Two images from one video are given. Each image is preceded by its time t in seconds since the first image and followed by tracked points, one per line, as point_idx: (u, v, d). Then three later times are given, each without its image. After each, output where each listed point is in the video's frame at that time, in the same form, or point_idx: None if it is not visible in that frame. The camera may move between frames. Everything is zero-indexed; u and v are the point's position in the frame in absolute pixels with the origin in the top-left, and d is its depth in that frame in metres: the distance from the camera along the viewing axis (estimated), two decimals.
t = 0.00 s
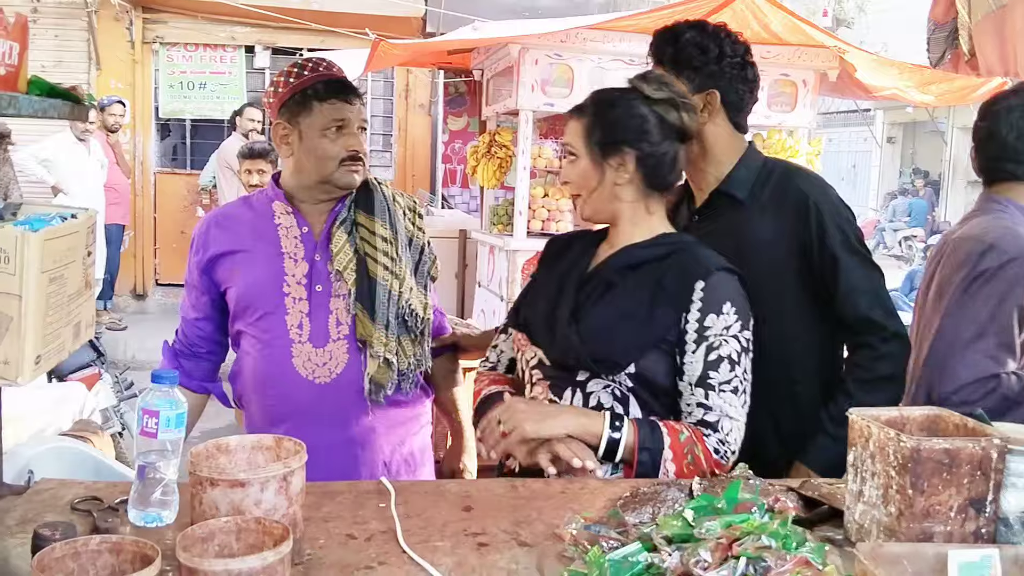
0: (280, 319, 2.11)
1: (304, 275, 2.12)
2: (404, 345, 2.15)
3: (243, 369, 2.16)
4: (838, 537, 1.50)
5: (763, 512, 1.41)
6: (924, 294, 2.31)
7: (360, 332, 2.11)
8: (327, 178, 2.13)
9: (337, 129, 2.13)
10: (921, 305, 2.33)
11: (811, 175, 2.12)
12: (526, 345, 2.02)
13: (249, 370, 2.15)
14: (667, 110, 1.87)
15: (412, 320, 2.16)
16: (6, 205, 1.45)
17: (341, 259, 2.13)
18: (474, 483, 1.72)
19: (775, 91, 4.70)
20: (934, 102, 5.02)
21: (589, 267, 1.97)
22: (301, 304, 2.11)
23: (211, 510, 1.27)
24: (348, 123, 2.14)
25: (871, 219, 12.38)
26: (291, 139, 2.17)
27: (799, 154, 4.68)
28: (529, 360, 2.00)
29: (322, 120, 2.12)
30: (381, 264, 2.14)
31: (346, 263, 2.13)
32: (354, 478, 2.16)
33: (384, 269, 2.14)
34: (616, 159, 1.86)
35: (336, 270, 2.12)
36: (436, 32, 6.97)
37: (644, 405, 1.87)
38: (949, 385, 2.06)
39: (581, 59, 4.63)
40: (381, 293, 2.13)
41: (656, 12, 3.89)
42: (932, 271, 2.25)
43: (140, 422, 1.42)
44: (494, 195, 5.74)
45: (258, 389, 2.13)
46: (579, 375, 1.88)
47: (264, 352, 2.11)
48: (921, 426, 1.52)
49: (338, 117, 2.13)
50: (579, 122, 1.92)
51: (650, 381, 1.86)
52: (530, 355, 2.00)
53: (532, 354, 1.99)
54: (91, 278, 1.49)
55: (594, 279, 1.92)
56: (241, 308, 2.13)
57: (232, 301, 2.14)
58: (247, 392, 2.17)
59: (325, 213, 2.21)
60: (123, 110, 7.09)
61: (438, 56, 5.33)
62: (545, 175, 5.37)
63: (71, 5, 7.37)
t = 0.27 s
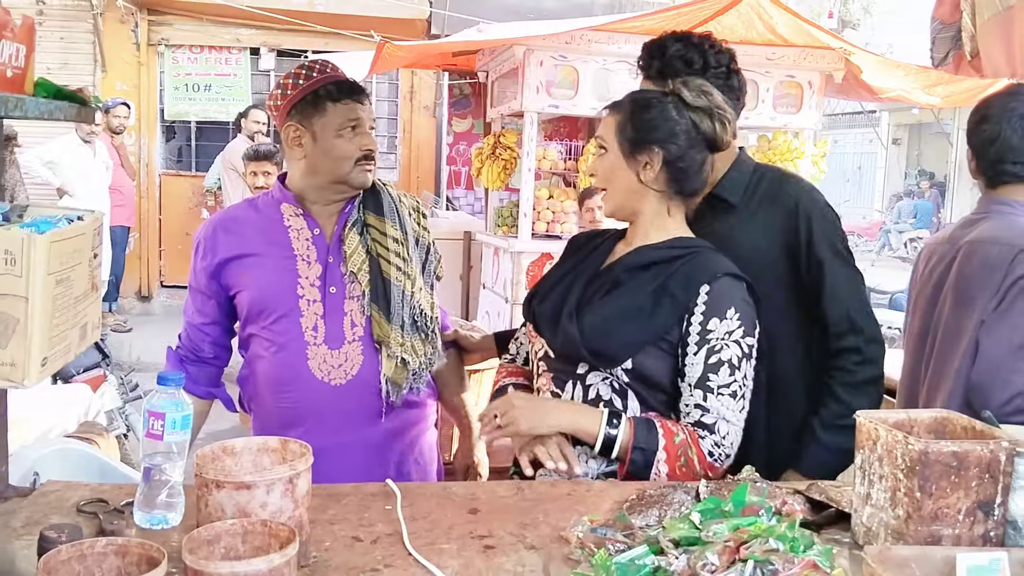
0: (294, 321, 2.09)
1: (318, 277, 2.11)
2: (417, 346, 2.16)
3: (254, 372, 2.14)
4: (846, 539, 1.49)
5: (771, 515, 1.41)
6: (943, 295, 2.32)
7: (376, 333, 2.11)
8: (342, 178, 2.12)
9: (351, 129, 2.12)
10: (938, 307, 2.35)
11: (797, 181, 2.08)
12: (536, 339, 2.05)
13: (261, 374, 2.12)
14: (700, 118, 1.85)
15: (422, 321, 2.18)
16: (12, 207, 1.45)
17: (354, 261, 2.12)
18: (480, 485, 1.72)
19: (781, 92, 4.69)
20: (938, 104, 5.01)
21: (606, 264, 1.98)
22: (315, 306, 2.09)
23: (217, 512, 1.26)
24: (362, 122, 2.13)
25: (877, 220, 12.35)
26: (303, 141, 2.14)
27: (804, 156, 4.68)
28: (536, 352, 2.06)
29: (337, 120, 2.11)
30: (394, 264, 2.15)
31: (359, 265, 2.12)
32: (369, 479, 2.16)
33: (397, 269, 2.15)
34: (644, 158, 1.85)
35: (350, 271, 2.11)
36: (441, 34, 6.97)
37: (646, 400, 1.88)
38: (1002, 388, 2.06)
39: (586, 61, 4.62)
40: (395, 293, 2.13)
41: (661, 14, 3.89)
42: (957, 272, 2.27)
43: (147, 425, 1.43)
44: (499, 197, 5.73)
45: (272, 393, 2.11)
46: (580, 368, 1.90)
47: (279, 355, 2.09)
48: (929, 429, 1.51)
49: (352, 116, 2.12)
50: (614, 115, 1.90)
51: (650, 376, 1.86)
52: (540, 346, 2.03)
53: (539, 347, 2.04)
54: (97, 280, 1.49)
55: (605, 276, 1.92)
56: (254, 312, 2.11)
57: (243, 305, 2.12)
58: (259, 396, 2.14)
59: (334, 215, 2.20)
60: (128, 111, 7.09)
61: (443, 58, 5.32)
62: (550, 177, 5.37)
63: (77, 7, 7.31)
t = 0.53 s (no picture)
0: (304, 324, 2.08)
1: (327, 279, 2.11)
2: (427, 345, 2.14)
3: (265, 377, 2.13)
4: (852, 542, 1.49)
5: (778, 517, 1.40)
6: (954, 297, 2.31)
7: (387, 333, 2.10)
8: (349, 179, 2.12)
9: (358, 130, 2.13)
10: (948, 308, 2.35)
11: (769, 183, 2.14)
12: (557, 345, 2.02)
13: (271, 376, 2.11)
14: (720, 119, 1.84)
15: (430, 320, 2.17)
16: (18, 208, 1.45)
17: (362, 261, 2.12)
18: (486, 487, 1.71)
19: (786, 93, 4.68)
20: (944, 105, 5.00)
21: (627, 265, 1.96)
22: (325, 309, 2.09)
23: (223, 514, 1.26)
24: (368, 124, 2.15)
25: (881, 221, 12.33)
26: (310, 142, 2.14)
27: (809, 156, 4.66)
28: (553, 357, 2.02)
29: (344, 121, 2.12)
30: (402, 263, 2.15)
31: (367, 266, 2.12)
32: (384, 480, 2.14)
33: (405, 269, 2.15)
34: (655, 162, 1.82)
35: (359, 272, 2.11)
36: (445, 35, 6.97)
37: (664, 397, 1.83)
38: None
39: (591, 62, 4.62)
40: (403, 293, 2.13)
41: (665, 15, 3.89)
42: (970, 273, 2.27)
43: (152, 425, 1.42)
44: (503, 197, 5.72)
45: (283, 397, 2.10)
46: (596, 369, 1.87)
47: (290, 359, 2.08)
48: (936, 431, 1.50)
49: (358, 118, 2.14)
50: (640, 110, 1.82)
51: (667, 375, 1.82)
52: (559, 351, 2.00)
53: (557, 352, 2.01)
54: (103, 281, 1.49)
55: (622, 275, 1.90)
56: (263, 315, 2.10)
57: (251, 308, 2.11)
58: (269, 399, 2.13)
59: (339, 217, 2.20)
60: (133, 112, 7.10)
61: (448, 59, 5.32)
62: (554, 178, 5.37)
63: (82, 9, 7.29)
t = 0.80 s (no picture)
0: (312, 325, 2.08)
1: (335, 281, 2.11)
2: (435, 348, 2.14)
3: (272, 378, 2.13)
4: (859, 544, 1.48)
5: (784, 519, 1.40)
6: (970, 301, 2.31)
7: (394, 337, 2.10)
8: (355, 181, 2.12)
9: (365, 132, 2.12)
10: (963, 312, 2.33)
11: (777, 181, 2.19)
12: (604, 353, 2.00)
13: (278, 377, 2.11)
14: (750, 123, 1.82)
15: (438, 323, 2.16)
16: (24, 210, 1.45)
17: (371, 264, 2.12)
18: (491, 488, 1.71)
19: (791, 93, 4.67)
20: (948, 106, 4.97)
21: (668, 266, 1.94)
22: (334, 310, 2.09)
23: (228, 515, 1.26)
24: (376, 126, 2.14)
25: (886, 222, 12.31)
26: (317, 143, 2.14)
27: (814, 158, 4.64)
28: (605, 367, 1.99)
29: (351, 123, 2.11)
30: (410, 266, 2.14)
31: (376, 268, 2.12)
32: (390, 482, 2.13)
33: (414, 272, 2.14)
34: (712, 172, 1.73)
35: (368, 275, 2.11)
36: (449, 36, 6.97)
37: (711, 399, 1.80)
38: None
39: (595, 63, 4.62)
40: (412, 296, 2.12)
41: (669, 16, 3.89)
42: (990, 277, 2.26)
43: (158, 426, 1.43)
44: (507, 198, 5.72)
45: (289, 398, 2.09)
46: (640, 375, 1.86)
47: (297, 360, 2.08)
48: (943, 433, 1.49)
49: (366, 119, 2.13)
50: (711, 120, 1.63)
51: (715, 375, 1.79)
52: (607, 361, 1.98)
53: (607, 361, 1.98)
54: (108, 282, 1.49)
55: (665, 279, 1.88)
56: (271, 315, 2.10)
57: (260, 308, 2.11)
58: (275, 400, 2.13)
59: (349, 219, 2.20)
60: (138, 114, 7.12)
61: (452, 60, 5.33)
62: (558, 179, 5.37)
63: (87, 10, 7.38)
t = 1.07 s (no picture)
0: (330, 326, 2.08)
1: (353, 282, 2.10)
2: (452, 351, 2.13)
3: (288, 378, 2.12)
4: (865, 545, 1.47)
5: (790, 520, 1.39)
6: (979, 304, 2.30)
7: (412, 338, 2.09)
8: (372, 182, 2.12)
9: (383, 132, 2.13)
10: (972, 313, 2.32)
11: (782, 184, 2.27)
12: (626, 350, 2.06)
13: (295, 377, 2.10)
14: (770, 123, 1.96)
15: (455, 326, 2.16)
16: (30, 210, 1.45)
17: (389, 265, 2.11)
18: (496, 489, 1.71)
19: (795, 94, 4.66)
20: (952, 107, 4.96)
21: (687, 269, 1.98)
22: (352, 311, 2.08)
23: (233, 516, 1.26)
24: (393, 126, 2.15)
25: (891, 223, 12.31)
26: (334, 142, 2.15)
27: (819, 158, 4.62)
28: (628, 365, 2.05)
29: (370, 123, 2.12)
30: (428, 267, 2.14)
31: (394, 269, 2.11)
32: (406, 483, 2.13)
33: (432, 273, 2.13)
34: (726, 168, 1.85)
35: (385, 276, 2.11)
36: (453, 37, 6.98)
37: (739, 396, 1.86)
38: None
39: (599, 63, 4.62)
40: (430, 297, 2.12)
41: (673, 16, 3.88)
42: (998, 277, 2.24)
43: (163, 427, 1.42)
44: (511, 198, 5.72)
45: (305, 399, 2.09)
46: (666, 371, 1.92)
47: (314, 361, 2.08)
48: (949, 434, 1.49)
49: (384, 120, 2.14)
50: (685, 121, 1.90)
51: (740, 373, 1.85)
52: (630, 358, 2.04)
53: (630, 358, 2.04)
54: (114, 283, 1.49)
55: (688, 280, 1.93)
56: (288, 315, 2.10)
57: (277, 308, 2.11)
58: (291, 400, 2.12)
59: (366, 220, 2.20)
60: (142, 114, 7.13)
61: (456, 61, 5.33)
62: (562, 179, 5.37)
63: (92, 11, 7.41)
